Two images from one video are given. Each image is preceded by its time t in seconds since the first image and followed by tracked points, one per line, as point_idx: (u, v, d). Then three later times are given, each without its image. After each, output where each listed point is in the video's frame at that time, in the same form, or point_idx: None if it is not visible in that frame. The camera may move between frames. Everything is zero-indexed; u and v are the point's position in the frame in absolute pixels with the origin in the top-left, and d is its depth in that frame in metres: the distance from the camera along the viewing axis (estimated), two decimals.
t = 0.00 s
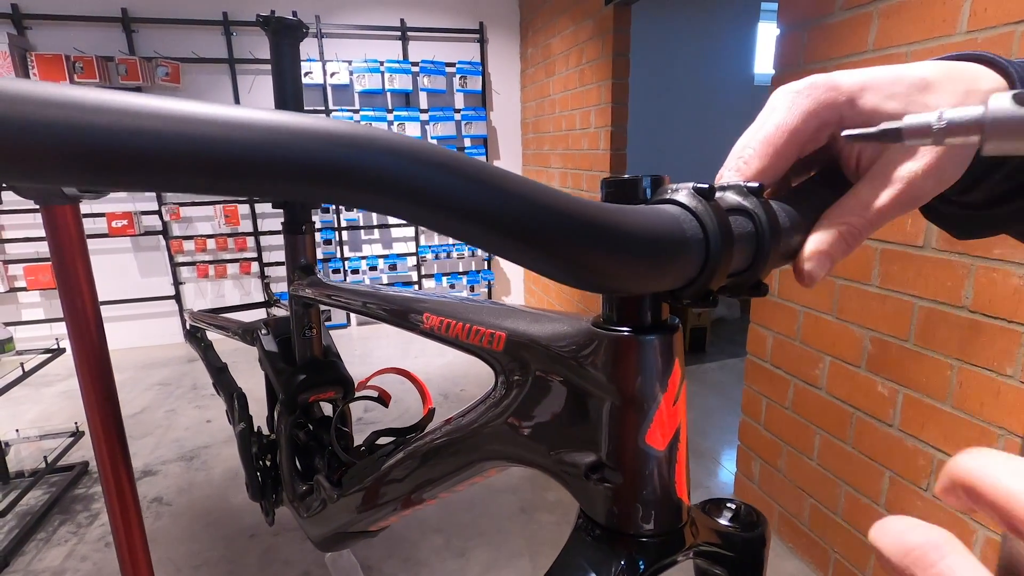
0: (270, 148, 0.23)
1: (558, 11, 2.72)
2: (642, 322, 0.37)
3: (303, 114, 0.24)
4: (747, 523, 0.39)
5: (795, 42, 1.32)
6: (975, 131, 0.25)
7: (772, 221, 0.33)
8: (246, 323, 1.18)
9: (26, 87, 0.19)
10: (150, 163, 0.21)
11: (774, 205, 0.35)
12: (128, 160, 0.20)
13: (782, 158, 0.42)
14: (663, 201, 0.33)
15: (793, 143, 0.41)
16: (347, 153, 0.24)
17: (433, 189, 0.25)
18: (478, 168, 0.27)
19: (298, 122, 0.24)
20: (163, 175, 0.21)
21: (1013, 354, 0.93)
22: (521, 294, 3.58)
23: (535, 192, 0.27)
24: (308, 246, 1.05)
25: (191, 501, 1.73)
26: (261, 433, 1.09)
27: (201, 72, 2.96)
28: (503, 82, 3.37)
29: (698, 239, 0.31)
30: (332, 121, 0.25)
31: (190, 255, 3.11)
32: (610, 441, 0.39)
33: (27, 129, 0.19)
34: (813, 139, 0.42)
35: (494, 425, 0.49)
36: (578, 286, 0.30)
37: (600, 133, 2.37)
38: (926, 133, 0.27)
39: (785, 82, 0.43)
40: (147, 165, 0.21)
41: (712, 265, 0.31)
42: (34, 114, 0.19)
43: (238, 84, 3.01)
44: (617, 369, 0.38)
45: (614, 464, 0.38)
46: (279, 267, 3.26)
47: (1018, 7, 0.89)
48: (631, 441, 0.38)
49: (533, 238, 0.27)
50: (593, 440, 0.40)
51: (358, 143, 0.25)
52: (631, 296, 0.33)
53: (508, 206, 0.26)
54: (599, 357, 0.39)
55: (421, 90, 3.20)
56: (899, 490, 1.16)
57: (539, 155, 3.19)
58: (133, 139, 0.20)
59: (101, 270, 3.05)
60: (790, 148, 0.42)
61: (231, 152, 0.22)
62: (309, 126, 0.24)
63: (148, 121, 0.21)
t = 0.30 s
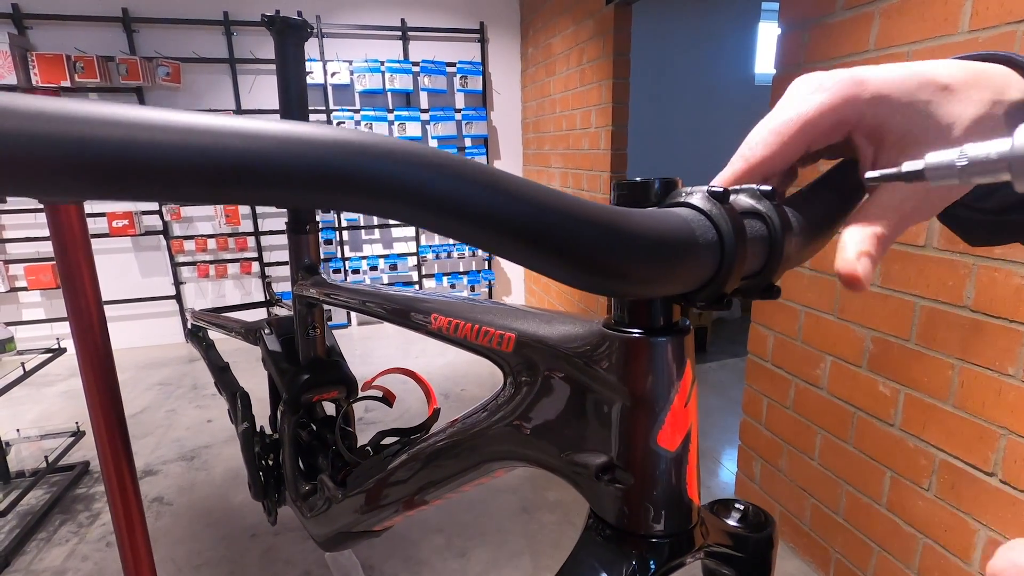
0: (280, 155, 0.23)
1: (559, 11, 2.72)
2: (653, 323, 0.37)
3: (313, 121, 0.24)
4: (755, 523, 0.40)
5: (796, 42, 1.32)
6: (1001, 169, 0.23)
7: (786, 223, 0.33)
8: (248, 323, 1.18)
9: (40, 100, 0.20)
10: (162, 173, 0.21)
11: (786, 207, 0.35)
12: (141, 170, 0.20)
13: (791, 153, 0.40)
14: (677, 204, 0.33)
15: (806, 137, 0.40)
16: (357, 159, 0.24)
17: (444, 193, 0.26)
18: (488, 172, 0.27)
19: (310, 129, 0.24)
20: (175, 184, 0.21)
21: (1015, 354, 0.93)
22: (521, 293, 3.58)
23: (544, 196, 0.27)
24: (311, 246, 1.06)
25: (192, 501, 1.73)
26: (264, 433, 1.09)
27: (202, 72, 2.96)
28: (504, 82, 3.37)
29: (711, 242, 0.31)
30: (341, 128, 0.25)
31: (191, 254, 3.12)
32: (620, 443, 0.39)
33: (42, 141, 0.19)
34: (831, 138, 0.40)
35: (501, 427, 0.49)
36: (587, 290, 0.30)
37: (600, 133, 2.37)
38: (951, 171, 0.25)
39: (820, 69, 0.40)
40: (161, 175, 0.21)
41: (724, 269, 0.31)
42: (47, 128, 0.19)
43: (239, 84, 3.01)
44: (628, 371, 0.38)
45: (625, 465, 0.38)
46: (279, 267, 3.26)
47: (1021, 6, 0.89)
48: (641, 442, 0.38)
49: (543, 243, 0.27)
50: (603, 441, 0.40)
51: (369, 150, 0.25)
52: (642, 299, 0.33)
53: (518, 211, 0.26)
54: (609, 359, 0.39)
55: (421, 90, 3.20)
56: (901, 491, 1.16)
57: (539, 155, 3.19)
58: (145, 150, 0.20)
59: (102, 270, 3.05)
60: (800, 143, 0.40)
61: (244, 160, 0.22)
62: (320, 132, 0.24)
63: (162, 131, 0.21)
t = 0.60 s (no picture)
0: (275, 150, 0.22)
1: (559, 11, 2.72)
2: (654, 324, 0.37)
3: (311, 118, 0.24)
4: (759, 528, 0.39)
5: (797, 41, 1.31)
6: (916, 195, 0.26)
7: (790, 223, 0.33)
8: (248, 323, 1.17)
9: (28, 92, 0.19)
10: (154, 168, 0.20)
11: (791, 207, 0.35)
12: (130, 165, 0.20)
13: (825, 141, 0.41)
14: (679, 203, 0.33)
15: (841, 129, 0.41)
16: (355, 156, 0.24)
17: (441, 191, 0.25)
18: (485, 168, 0.26)
19: (307, 125, 0.23)
20: (164, 180, 0.21)
21: (1016, 353, 0.93)
22: (522, 293, 3.58)
23: (545, 194, 0.27)
24: (310, 246, 1.05)
25: (192, 502, 1.72)
26: (263, 434, 1.09)
27: (202, 73, 2.96)
28: (504, 82, 3.37)
29: (714, 241, 0.30)
30: (338, 124, 0.24)
31: (191, 255, 3.12)
32: (621, 445, 0.38)
33: (29, 136, 0.18)
34: (853, 130, 0.42)
35: (501, 429, 0.48)
36: (589, 290, 0.30)
37: (601, 132, 2.37)
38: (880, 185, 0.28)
39: (834, 65, 0.43)
40: (155, 170, 0.20)
41: (727, 270, 0.31)
42: (29, 119, 0.18)
43: (239, 84, 3.01)
44: (629, 372, 0.37)
45: (626, 468, 0.38)
46: (280, 267, 3.26)
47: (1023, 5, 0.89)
48: (643, 445, 0.37)
49: (544, 241, 0.27)
50: (605, 444, 0.39)
51: (366, 147, 0.24)
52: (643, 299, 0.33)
53: (519, 210, 0.26)
54: (610, 360, 0.39)
55: (422, 90, 3.20)
56: (903, 491, 1.15)
57: (540, 154, 3.18)
58: (134, 144, 0.20)
59: (102, 270, 3.05)
60: (833, 132, 0.41)
61: (239, 155, 0.21)
62: (312, 128, 0.23)
63: (154, 124, 0.20)
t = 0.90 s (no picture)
0: (267, 148, 0.22)
1: (561, 11, 2.72)
2: (654, 328, 0.37)
3: (303, 116, 0.24)
4: (759, 533, 0.39)
5: (799, 41, 1.31)
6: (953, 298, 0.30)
7: (790, 226, 0.33)
8: (248, 325, 1.17)
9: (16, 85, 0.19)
10: (145, 165, 0.20)
11: (791, 210, 0.34)
12: (116, 162, 0.19)
13: (834, 141, 0.40)
14: (678, 205, 0.33)
15: (848, 128, 0.41)
16: (350, 154, 0.24)
17: (438, 192, 0.25)
18: (482, 169, 0.26)
19: (302, 124, 0.23)
20: (150, 175, 0.20)
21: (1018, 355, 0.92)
22: (523, 294, 3.58)
23: (542, 195, 0.27)
24: (310, 247, 1.05)
25: (194, 503, 1.72)
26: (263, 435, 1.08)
27: (204, 74, 2.97)
28: (506, 83, 3.37)
29: (713, 243, 0.30)
30: (333, 122, 0.24)
31: (193, 256, 3.12)
32: (620, 449, 0.38)
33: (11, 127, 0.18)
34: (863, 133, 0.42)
35: (500, 432, 0.48)
36: (587, 292, 0.30)
37: (603, 133, 2.36)
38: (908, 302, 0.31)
39: (839, 65, 0.43)
40: (145, 167, 0.20)
41: (727, 273, 0.30)
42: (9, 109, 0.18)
43: (241, 85, 3.02)
44: (627, 376, 0.37)
45: (625, 473, 0.37)
46: (281, 268, 3.27)
47: None
48: (642, 449, 0.37)
49: (542, 242, 0.26)
50: (603, 447, 0.39)
51: (360, 146, 0.24)
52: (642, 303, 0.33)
53: (515, 211, 0.26)
54: (609, 363, 0.38)
55: (424, 91, 3.20)
56: (906, 493, 1.15)
57: (542, 155, 3.18)
58: (117, 138, 0.19)
59: (104, 271, 3.05)
60: (841, 133, 0.40)
61: (231, 152, 0.21)
62: (305, 127, 0.23)
63: (145, 120, 0.20)
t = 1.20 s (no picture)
0: (272, 157, 0.22)
1: (562, 14, 2.72)
2: (656, 334, 0.37)
3: (305, 123, 0.24)
4: (762, 540, 0.39)
5: (800, 43, 1.31)
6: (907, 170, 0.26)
7: (792, 232, 0.32)
8: (249, 328, 1.17)
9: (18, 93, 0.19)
10: (150, 174, 0.20)
11: (794, 216, 0.34)
12: (118, 171, 0.19)
13: (840, 138, 0.40)
14: (680, 211, 0.33)
15: (855, 124, 0.41)
16: (351, 163, 0.23)
17: (440, 200, 0.25)
18: (484, 178, 0.26)
19: (304, 133, 0.23)
20: (153, 184, 0.20)
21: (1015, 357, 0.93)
22: (524, 296, 3.58)
23: (542, 203, 0.27)
24: (311, 250, 1.05)
25: (195, 505, 1.72)
26: (264, 438, 1.08)
27: (206, 77, 2.97)
28: (507, 85, 3.37)
29: (715, 250, 0.30)
30: (333, 129, 0.24)
31: (195, 257, 3.13)
32: (622, 456, 0.38)
33: (13, 137, 0.18)
34: (867, 129, 0.42)
35: (501, 437, 0.48)
36: (588, 299, 0.30)
37: (604, 135, 2.36)
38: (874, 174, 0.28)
39: (854, 60, 0.43)
40: (148, 176, 0.20)
41: (730, 280, 0.30)
42: (11, 119, 0.18)
43: (242, 88, 3.02)
44: (630, 382, 0.37)
45: (627, 480, 0.37)
46: (283, 270, 3.27)
47: None
48: (644, 455, 0.37)
49: (543, 250, 0.26)
50: (605, 454, 0.39)
51: (360, 154, 0.24)
52: (645, 310, 0.33)
53: (517, 220, 0.26)
54: (611, 369, 0.38)
55: (425, 93, 3.20)
56: (908, 496, 1.14)
57: (543, 157, 3.18)
58: (119, 148, 0.19)
59: (106, 273, 3.06)
60: (847, 130, 0.40)
61: (234, 161, 0.21)
62: (308, 136, 0.23)
63: (148, 129, 0.20)
